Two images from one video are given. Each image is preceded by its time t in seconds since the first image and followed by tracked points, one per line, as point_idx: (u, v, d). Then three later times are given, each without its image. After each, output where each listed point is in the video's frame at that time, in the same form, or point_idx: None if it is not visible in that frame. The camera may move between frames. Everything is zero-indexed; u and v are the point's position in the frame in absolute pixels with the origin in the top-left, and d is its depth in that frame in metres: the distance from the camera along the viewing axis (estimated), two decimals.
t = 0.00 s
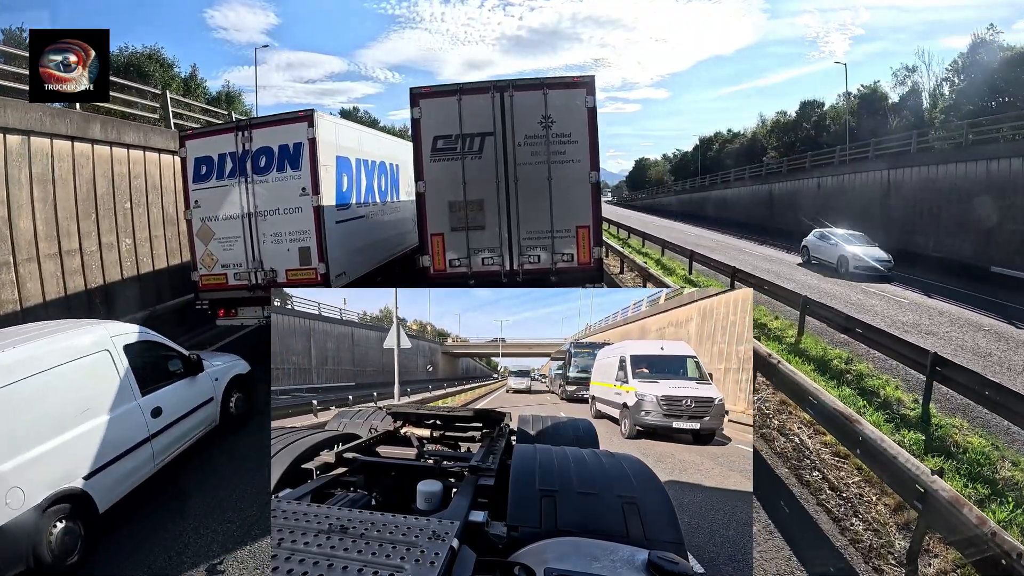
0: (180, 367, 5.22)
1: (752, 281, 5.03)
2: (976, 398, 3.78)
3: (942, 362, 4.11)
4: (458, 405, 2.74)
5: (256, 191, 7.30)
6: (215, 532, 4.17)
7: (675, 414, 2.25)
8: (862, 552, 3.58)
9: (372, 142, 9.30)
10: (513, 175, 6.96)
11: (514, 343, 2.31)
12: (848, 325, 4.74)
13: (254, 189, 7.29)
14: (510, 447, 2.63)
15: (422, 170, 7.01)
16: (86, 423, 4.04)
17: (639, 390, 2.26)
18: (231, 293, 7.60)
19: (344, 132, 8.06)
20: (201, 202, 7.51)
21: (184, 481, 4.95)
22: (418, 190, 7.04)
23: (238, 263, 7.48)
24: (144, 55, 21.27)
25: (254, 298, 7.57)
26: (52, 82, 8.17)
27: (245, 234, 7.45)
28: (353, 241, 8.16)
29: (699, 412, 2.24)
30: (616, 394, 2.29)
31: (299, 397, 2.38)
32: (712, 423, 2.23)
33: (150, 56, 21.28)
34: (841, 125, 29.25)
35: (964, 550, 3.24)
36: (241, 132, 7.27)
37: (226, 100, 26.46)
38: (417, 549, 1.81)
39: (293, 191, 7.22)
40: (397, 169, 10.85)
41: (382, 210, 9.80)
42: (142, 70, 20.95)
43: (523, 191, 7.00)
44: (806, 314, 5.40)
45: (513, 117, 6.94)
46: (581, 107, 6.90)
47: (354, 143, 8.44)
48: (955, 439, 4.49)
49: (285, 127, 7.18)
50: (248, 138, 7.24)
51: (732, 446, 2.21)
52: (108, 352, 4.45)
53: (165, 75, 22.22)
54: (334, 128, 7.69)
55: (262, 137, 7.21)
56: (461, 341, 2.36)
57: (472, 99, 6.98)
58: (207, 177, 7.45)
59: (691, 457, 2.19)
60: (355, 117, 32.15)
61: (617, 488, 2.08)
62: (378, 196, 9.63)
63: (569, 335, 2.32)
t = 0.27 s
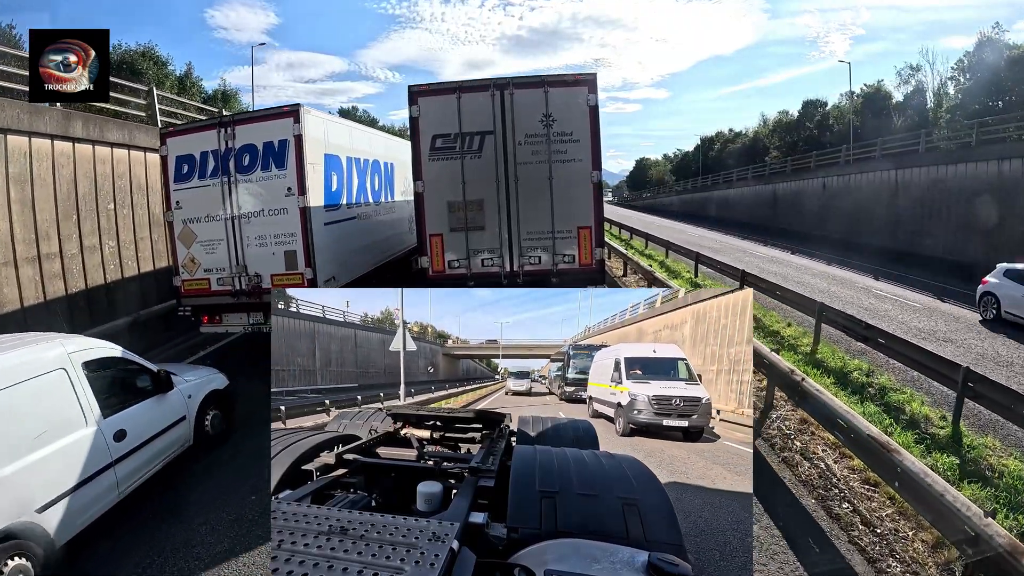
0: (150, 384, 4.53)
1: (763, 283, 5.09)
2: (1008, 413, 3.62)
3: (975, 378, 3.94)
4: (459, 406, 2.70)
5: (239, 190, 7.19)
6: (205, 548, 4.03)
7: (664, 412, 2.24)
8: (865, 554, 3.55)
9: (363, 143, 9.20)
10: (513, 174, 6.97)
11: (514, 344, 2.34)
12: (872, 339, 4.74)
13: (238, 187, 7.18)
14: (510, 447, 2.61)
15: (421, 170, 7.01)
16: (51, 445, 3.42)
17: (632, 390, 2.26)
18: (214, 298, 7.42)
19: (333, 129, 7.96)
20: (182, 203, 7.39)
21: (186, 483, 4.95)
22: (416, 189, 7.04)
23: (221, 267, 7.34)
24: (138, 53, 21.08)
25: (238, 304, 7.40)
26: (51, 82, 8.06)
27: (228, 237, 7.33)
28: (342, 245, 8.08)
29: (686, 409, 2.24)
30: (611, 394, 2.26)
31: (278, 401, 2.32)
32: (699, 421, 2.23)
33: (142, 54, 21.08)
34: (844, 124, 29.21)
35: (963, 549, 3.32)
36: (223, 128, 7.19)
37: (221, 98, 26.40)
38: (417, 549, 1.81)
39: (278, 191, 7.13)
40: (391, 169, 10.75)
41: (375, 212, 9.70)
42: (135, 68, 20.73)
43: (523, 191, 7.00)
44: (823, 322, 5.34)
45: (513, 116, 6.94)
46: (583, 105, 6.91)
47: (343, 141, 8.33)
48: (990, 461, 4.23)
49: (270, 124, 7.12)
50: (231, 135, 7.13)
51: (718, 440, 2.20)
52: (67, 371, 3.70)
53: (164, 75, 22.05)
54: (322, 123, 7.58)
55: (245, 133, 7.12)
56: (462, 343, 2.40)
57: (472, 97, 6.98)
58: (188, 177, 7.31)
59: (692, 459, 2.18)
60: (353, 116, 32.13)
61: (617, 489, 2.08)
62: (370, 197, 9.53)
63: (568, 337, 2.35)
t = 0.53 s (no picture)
0: (113, 404, 4.16)
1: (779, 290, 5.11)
2: None
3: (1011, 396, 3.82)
4: (458, 407, 2.71)
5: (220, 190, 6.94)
6: (209, 550, 4.06)
7: (656, 410, 2.24)
8: (867, 556, 3.53)
9: (355, 141, 8.98)
10: (513, 174, 6.97)
11: (515, 344, 2.33)
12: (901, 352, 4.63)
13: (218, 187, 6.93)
14: (510, 448, 2.63)
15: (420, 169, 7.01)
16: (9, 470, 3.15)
17: (627, 389, 2.25)
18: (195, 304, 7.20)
19: (321, 124, 7.69)
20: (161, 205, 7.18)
21: (187, 484, 4.96)
22: (415, 189, 7.05)
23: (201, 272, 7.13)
24: (131, 51, 21.06)
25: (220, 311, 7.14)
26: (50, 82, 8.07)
27: (210, 240, 7.11)
28: (330, 249, 7.80)
29: (676, 408, 2.23)
30: (608, 393, 2.26)
31: (295, 399, 2.36)
32: (689, 419, 2.23)
33: (135, 52, 21.00)
34: (847, 125, 29.17)
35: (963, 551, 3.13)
36: (204, 125, 6.93)
37: (217, 97, 26.36)
38: (417, 550, 1.81)
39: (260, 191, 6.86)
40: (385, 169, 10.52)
41: (367, 213, 9.44)
42: (128, 65, 20.62)
43: (523, 191, 7.00)
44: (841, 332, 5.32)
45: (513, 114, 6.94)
46: (584, 104, 6.91)
47: (333, 138, 8.09)
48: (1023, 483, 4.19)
49: (253, 118, 6.81)
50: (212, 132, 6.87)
51: (709, 437, 2.19)
52: (17, 394, 3.40)
53: (156, 72, 22.08)
54: (309, 118, 7.31)
55: (226, 130, 6.85)
56: (462, 342, 2.37)
57: (471, 96, 6.98)
58: (167, 177, 7.09)
59: (692, 459, 2.17)
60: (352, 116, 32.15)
61: (617, 490, 2.08)
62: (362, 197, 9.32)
63: (568, 337, 2.32)
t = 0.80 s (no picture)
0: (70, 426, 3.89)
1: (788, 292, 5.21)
2: None
3: None
4: (458, 406, 2.71)
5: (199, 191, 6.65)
6: (210, 556, 4.04)
7: (648, 408, 2.25)
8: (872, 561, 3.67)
9: (345, 139, 8.70)
10: (514, 174, 6.98)
11: (516, 345, 2.32)
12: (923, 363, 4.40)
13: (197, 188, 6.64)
14: (509, 447, 2.64)
15: (419, 168, 7.01)
16: None
17: (621, 388, 2.27)
18: (174, 311, 6.99)
19: (308, 121, 7.38)
20: (139, 206, 6.90)
21: (187, 486, 4.96)
22: (413, 188, 7.06)
23: (181, 278, 6.87)
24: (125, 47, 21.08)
25: (199, 319, 6.92)
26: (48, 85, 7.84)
27: (189, 243, 6.82)
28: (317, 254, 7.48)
29: (665, 406, 2.24)
30: (603, 391, 2.28)
31: (307, 398, 2.36)
32: (681, 417, 2.24)
33: (129, 49, 20.97)
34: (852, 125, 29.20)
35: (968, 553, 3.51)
36: (182, 121, 6.64)
37: (214, 95, 26.40)
38: (417, 549, 1.81)
39: (241, 192, 6.54)
40: (377, 168, 10.24)
41: (358, 214, 9.13)
42: (122, 63, 20.63)
43: (524, 191, 7.00)
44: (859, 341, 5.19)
45: (512, 113, 6.95)
46: (586, 102, 6.91)
47: (321, 135, 7.79)
48: None
49: (233, 114, 6.49)
50: (190, 128, 6.58)
51: (699, 433, 2.19)
52: None
53: (149, 70, 22.14)
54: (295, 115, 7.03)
55: (204, 127, 6.57)
56: (463, 343, 2.36)
57: (471, 94, 6.98)
58: (145, 176, 6.82)
59: (692, 459, 2.16)
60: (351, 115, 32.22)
61: (617, 489, 2.08)
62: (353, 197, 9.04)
63: (567, 337, 2.32)
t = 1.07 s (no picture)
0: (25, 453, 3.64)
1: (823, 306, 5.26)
2: None
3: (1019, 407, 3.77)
4: (458, 406, 2.71)
5: (176, 191, 6.26)
6: (210, 556, 4.04)
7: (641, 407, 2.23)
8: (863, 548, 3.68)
9: (336, 138, 8.32)
10: (515, 174, 6.98)
11: (516, 344, 2.31)
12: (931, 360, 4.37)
13: (174, 188, 6.26)
14: (509, 447, 2.64)
15: (419, 167, 7.02)
16: None
17: (616, 387, 2.26)
18: (152, 320, 6.62)
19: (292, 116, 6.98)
20: (115, 208, 6.54)
21: (187, 488, 4.96)
22: (413, 188, 7.07)
23: (158, 285, 6.49)
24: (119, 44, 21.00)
25: (178, 328, 6.54)
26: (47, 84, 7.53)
27: (166, 248, 6.42)
28: (302, 259, 7.04)
29: (658, 404, 2.22)
30: (599, 390, 2.28)
31: (309, 397, 2.38)
32: (671, 413, 2.22)
33: (123, 47, 20.86)
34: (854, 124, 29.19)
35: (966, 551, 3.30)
36: (159, 116, 6.27)
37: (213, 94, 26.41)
38: (417, 549, 1.81)
39: (219, 192, 6.12)
40: (370, 168, 9.87)
41: (348, 217, 8.70)
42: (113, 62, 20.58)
43: (524, 191, 7.00)
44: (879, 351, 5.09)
45: (513, 112, 6.94)
46: (588, 101, 6.89)
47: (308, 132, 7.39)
48: None
49: (210, 107, 6.07)
50: (167, 124, 6.21)
51: (692, 430, 2.19)
52: None
53: (143, 69, 22.16)
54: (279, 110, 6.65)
55: (181, 123, 6.18)
56: (464, 343, 2.35)
57: (471, 93, 6.97)
58: (120, 176, 6.45)
59: (691, 459, 2.17)
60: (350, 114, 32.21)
61: (617, 489, 2.08)
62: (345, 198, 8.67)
63: (567, 337, 2.30)
